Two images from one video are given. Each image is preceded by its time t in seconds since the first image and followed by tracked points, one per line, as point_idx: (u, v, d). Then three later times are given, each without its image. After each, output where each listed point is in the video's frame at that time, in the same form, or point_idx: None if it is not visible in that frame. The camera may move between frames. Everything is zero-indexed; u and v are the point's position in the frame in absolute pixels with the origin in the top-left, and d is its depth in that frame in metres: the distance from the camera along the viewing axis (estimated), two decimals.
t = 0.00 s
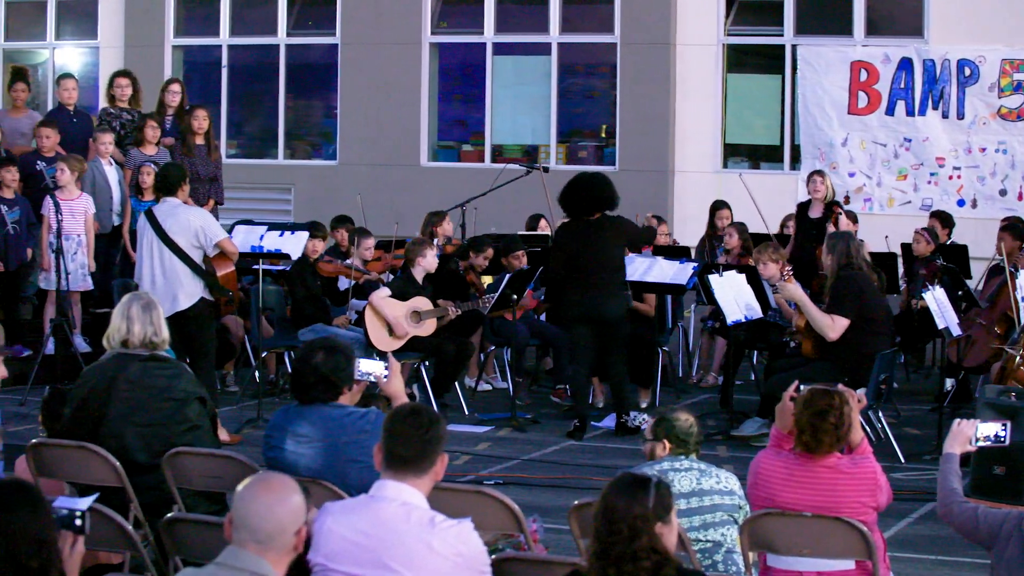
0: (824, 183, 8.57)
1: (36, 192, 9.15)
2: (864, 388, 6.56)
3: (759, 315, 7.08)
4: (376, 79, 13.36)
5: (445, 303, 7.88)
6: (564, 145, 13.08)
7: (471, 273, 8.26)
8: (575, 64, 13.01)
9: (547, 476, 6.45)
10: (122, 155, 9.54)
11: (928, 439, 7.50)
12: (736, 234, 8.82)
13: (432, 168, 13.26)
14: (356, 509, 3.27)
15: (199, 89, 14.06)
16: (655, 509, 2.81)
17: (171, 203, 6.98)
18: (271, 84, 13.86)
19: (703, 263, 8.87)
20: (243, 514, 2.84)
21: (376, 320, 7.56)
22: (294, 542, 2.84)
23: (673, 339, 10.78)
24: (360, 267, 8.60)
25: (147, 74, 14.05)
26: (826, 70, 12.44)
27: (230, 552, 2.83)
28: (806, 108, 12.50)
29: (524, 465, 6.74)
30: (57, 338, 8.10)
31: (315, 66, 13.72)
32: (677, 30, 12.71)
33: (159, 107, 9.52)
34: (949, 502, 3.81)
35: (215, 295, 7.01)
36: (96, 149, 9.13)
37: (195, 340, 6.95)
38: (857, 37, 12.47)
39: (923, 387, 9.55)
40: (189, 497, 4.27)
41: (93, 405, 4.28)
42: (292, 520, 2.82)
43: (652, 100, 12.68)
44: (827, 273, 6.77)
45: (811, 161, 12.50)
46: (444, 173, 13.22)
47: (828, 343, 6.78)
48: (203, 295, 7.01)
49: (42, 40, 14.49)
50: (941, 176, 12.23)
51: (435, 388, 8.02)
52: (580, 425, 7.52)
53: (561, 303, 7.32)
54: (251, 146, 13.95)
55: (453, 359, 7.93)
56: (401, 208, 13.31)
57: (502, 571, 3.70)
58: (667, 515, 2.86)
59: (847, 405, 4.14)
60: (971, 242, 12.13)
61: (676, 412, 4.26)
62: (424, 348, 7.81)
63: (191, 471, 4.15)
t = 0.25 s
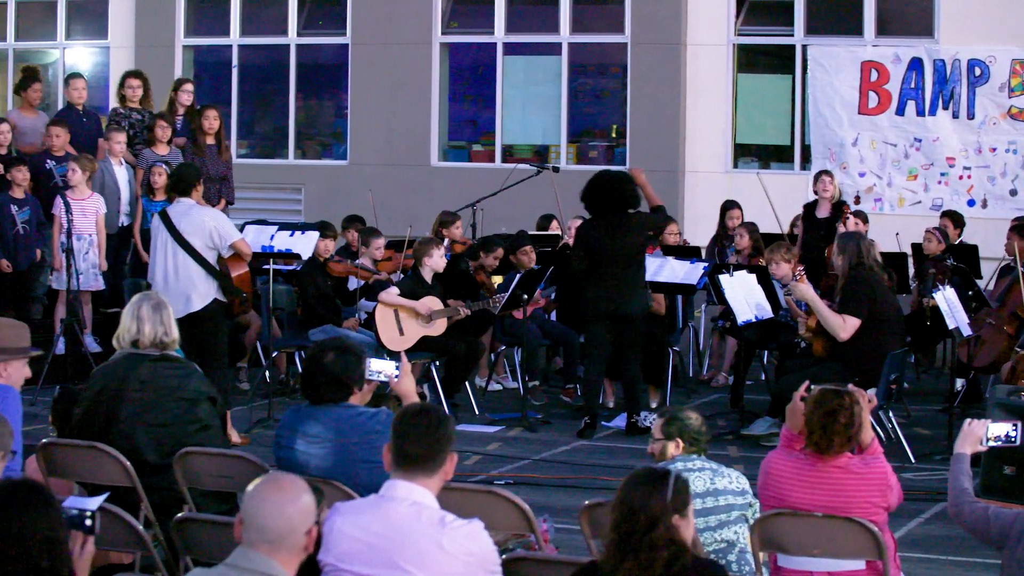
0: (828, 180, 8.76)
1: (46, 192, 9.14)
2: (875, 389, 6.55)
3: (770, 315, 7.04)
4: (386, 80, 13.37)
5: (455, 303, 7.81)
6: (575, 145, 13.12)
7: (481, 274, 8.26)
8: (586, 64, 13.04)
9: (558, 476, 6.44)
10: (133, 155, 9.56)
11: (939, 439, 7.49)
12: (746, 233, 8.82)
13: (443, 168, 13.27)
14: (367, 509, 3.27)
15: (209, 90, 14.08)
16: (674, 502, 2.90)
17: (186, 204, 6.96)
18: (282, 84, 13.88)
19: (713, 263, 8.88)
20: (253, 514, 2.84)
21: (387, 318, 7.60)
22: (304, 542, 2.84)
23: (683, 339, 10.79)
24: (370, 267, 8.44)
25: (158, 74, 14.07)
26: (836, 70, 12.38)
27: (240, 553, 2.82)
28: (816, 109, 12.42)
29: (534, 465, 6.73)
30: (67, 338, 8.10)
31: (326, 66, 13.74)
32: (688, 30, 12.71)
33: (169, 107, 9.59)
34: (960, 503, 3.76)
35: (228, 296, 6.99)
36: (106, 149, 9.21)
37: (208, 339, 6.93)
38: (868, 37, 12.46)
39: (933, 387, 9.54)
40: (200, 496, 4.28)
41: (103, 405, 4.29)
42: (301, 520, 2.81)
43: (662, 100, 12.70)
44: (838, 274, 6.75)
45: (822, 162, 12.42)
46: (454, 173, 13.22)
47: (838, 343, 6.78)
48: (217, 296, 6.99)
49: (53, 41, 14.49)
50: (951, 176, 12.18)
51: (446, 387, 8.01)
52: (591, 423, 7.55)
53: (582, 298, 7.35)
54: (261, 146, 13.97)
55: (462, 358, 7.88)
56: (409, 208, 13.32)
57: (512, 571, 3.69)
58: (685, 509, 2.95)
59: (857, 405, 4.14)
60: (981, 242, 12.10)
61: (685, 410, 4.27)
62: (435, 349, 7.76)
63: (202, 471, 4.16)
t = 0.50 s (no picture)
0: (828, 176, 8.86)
1: (57, 191, 9.20)
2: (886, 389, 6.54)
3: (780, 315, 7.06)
4: (397, 80, 13.38)
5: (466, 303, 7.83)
6: (585, 145, 13.12)
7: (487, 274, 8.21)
8: (596, 64, 13.06)
9: (569, 476, 6.44)
10: (144, 155, 9.57)
11: (949, 440, 7.49)
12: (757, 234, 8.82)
13: (453, 169, 13.28)
14: (378, 510, 3.26)
15: (219, 90, 14.07)
16: (686, 491, 3.00)
17: (208, 204, 6.89)
18: (292, 85, 13.88)
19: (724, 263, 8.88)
20: (273, 517, 2.83)
21: (397, 321, 7.58)
22: (324, 545, 2.84)
23: (693, 339, 10.79)
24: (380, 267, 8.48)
25: (168, 74, 14.05)
26: (847, 70, 12.45)
27: (258, 553, 2.82)
28: (827, 108, 12.48)
29: (545, 465, 6.74)
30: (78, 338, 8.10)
31: (336, 66, 13.74)
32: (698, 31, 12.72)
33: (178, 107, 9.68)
34: (971, 504, 3.76)
35: (249, 298, 6.90)
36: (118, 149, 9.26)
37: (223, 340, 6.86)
38: (878, 38, 12.47)
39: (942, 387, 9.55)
40: (211, 497, 4.27)
41: (114, 404, 4.29)
42: (323, 521, 2.81)
43: (672, 100, 12.71)
44: (847, 274, 6.72)
45: (831, 162, 12.47)
46: (464, 174, 13.24)
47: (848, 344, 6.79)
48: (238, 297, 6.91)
49: (63, 41, 14.47)
50: (962, 176, 12.18)
51: (456, 387, 8.00)
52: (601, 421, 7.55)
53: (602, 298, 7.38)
54: (271, 147, 13.97)
55: (472, 358, 7.83)
56: (417, 208, 13.34)
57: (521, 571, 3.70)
58: (698, 497, 3.05)
59: (868, 405, 4.13)
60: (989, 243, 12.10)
61: (694, 410, 4.28)
62: (446, 349, 7.79)
63: (214, 472, 4.16)
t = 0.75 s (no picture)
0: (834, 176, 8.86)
1: (65, 191, 9.12)
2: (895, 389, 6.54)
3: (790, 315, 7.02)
4: (406, 79, 13.39)
5: (475, 304, 7.78)
6: (594, 146, 13.11)
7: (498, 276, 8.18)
8: (605, 65, 13.06)
9: (578, 476, 6.44)
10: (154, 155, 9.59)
11: (959, 440, 7.47)
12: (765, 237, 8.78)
13: (463, 168, 13.29)
14: (385, 510, 3.26)
15: (228, 90, 14.08)
16: (698, 484, 3.04)
17: (232, 204, 6.83)
18: (301, 85, 13.89)
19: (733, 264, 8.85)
20: (278, 517, 2.83)
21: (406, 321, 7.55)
22: (328, 545, 2.84)
23: (703, 339, 10.80)
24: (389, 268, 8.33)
25: (177, 74, 14.06)
26: (856, 71, 12.44)
27: (262, 553, 2.81)
28: (836, 109, 12.50)
29: (554, 465, 6.74)
30: (88, 338, 8.10)
31: (345, 66, 13.75)
32: (707, 31, 12.73)
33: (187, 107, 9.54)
34: (979, 504, 3.76)
35: (272, 298, 6.89)
36: (128, 149, 9.25)
37: (238, 338, 6.80)
38: (887, 38, 12.49)
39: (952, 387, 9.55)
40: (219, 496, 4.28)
41: (122, 405, 4.32)
42: (327, 522, 2.81)
43: (682, 100, 12.72)
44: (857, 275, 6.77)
45: (841, 162, 12.51)
46: (473, 174, 13.25)
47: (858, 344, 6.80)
48: (262, 297, 6.88)
49: (71, 41, 14.39)
50: (971, 177, 12.17)
51: (466, 385, 8.00)
52: (611, 421, 7.57)
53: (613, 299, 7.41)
54: (280, 147, 13.98)
55: (482, 359, 7.88)
56: (424, 208, 13.34)
57: (530, 571, 3.69)
58: (710, 490, 3.09)
59: (878, 406, 4.13)
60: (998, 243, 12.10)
61: (702, 411, 4.27)
62: (453, 349, 7.78)
63: (221, 471, 4.16)
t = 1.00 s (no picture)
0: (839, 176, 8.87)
1: (76, 192, 9.10)
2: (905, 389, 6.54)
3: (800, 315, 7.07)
4: (417, 79, 13.41)
5: (485, 304, 7.78)
6: (604, 146, 13.13)
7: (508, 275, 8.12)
8: (615, 65, 13.07)
9: (589, 476, 6.44)
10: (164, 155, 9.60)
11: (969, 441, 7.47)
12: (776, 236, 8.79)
13: (473, 169, 13.30)
14: (395, 509, 3.26)
15: (238, 90, 14.09)
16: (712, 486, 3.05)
17: (257, 204, 6.87)
18: (311, 85, 13.89)
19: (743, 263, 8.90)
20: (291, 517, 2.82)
21: (417, 319, 7.62)
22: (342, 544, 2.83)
23: (713, 339, 10.80)
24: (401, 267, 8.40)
25: (187, 73, 14.07)
26: (866, 71, 12.44)
27: (275, 553, 2.80)
28: (846, 109, 12.49)
29: (565, 465, 6.74)
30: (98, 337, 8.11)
31: (355, 66, 13.75)
32: (717, 31, 12.73)
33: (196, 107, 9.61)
34: (991, 504, 3.74)
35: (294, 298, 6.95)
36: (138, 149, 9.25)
37: (252, 340, 6.83)
38: (897, 37, 12.44)
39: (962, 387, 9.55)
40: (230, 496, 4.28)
41: (133, 405, 4.32)
42: (340, 524, 2.81)
43: (692, 100, 12.73)
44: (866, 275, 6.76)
45: (850, 162, 12.49)
46: (482, 174, 13.26)
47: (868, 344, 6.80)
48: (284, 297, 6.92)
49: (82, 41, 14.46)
50: (981, 177, 12.16)
51: (475, 387, 8.03)
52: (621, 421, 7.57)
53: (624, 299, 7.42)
54: (290, 147, 14.00)
55: (493, 359, 7.89)
56: (432, 208, 13.35)
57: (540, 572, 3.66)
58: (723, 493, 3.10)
59: (887, 406, 4.14)
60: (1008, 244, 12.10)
61: (712, 410, 4.27)
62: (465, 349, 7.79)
63: (232, 471, 4.16)
